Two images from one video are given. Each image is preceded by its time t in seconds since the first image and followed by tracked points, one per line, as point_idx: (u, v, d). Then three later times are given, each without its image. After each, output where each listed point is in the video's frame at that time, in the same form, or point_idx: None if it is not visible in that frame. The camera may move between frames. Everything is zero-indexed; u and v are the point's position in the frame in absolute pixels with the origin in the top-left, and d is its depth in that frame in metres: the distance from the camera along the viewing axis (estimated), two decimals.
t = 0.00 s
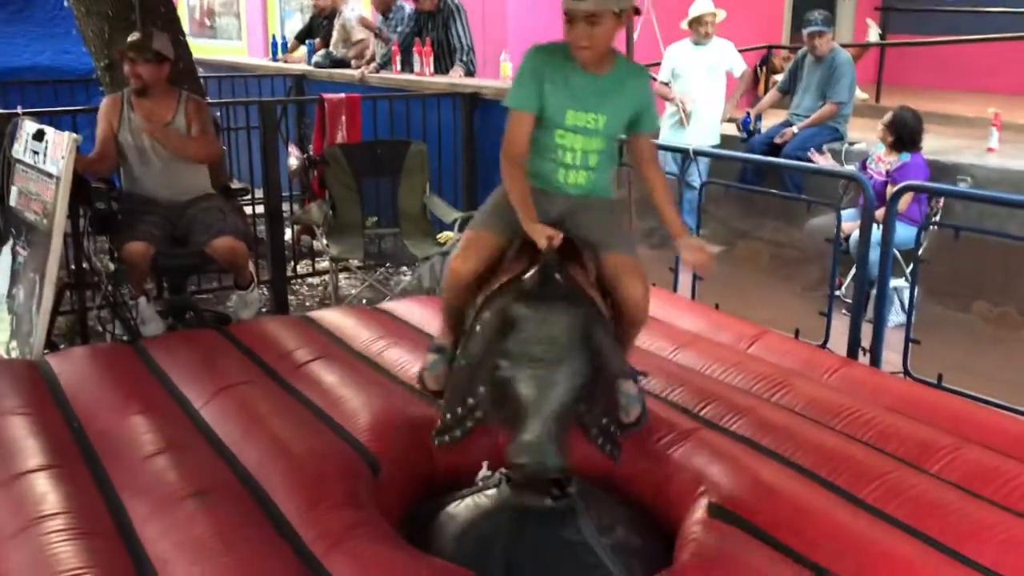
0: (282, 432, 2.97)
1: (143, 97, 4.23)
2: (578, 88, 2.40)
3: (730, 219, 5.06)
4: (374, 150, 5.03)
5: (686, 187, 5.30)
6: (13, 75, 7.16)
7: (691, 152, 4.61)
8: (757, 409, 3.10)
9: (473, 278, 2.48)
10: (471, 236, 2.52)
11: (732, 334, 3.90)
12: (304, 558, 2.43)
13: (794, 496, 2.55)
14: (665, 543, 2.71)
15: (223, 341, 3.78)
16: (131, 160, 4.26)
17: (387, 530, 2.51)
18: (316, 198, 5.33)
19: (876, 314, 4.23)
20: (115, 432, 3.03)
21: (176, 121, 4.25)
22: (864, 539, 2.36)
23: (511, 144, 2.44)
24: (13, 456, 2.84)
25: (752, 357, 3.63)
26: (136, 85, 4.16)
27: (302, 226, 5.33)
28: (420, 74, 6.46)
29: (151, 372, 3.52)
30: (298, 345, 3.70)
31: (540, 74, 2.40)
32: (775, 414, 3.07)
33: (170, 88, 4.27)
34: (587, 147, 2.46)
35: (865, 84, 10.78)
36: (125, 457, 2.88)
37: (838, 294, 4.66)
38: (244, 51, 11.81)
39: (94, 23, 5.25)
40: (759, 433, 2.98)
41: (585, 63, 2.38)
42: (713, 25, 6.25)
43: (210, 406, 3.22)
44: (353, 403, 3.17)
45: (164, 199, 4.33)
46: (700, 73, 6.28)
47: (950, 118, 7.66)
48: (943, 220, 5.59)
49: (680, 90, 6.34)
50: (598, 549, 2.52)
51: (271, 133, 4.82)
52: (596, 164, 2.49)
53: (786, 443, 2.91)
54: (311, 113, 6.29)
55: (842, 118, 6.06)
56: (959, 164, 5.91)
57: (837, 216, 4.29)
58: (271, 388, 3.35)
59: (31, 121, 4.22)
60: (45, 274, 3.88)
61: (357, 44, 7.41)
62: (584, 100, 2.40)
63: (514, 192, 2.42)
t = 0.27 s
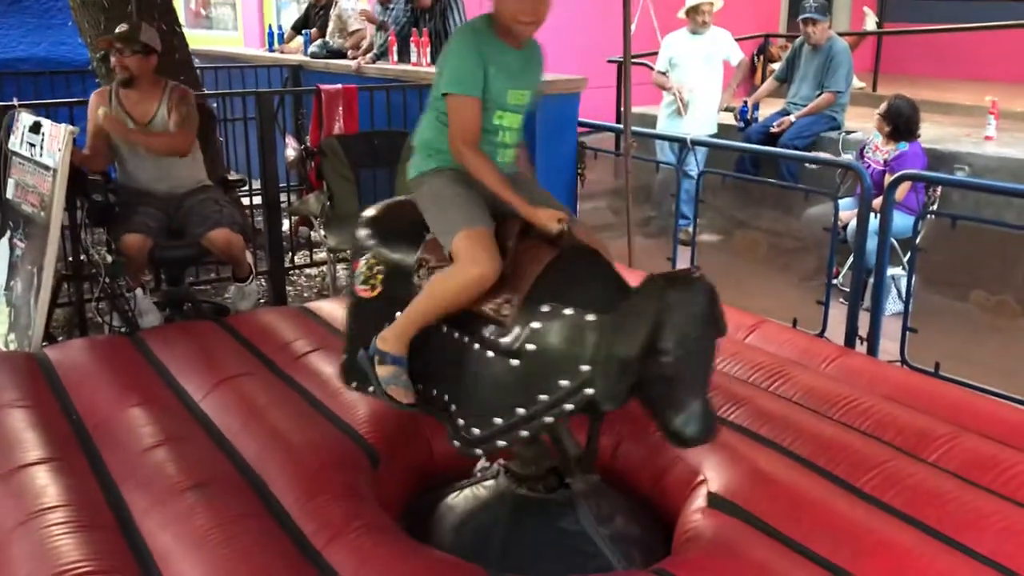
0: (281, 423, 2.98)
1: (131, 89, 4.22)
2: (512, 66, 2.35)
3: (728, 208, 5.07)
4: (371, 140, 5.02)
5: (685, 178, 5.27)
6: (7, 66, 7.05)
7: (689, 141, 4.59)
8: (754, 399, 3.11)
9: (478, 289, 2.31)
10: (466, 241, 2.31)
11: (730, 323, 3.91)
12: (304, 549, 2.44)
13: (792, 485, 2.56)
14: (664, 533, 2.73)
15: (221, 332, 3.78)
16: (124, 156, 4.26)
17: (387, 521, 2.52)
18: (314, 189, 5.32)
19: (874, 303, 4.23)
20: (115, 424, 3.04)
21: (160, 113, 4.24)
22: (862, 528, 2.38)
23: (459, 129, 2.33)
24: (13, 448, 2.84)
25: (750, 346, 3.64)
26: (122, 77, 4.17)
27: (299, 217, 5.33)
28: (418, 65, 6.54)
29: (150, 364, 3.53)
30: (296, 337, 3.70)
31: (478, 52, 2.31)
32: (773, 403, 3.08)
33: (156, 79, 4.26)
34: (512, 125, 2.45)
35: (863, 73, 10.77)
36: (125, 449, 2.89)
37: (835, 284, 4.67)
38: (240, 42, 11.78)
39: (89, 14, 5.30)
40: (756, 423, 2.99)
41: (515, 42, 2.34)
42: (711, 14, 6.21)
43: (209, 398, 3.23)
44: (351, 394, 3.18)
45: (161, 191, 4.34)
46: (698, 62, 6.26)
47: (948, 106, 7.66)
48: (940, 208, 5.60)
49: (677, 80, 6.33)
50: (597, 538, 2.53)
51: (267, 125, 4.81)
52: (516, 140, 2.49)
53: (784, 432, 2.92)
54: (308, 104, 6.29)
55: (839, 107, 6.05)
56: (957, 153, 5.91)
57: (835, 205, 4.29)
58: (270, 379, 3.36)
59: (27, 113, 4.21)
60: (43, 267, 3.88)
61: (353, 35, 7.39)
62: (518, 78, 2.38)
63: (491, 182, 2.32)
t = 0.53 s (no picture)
0: (284, 421, 2.97)
1: (126, 90, 4.23)
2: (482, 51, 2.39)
3: (730, 206, 5.06)
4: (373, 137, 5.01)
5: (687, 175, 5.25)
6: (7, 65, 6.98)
7: (692, 138, 4.58)
8: (758, 397, 3.10)
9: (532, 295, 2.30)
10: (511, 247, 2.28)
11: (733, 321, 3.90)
12: (306, 546, 2.44)
13: (795, 483, 2.55)
14: (667, 530, 2.72)
15: (224, 330, 3.77)
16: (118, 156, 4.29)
17: (389, 519, 2.51)
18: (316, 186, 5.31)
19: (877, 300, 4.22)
20: (117, 421, 3.04)
21: (151, 115, 4.24)
22: (866, 525, 2.37)
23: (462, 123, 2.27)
24: (15, 445, 2.84)
25: (753, 344, 3.63)
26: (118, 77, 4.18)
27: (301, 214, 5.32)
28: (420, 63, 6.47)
29: (152, 361, 3.52)
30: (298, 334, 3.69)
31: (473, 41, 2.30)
32: (776, 400, 3.07)
33: (151, 79, 4.26)
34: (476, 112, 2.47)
35: (866, 71, 10.76)
36: (126, 447, 2.89)
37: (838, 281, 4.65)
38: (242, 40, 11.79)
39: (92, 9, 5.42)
40: (760, 420, 2.98)
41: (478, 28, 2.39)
42: (713, 11, 6.22)
43: (211, 395, 3.22)
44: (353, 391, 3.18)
45: (162, 189, 4.33)
46: (700, 59, 6.25)
47: (951, 103, 7.64)
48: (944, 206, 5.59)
49: (679, 77, 6.31)
50: (600, 536, 2.53)
51: (270, 122, 4.80)
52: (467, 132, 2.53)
53: (787, 429, 2.91)
54: (310, 102, 6.29)
55: (843, 104, 6.05)
56: (960, 150, 5.90)
57: (838, 202, 4.27)
58: (272, 376, 3.35)
59: (29, 110, 4.21)
60: (45, 264, 3.87)
61: (355, 32, 7.38)
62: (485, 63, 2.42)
63: (507, 175, 2.30)
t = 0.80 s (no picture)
0: (288, 418, 2.97)
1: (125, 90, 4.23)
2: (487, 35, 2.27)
3: (735, 204, 5.05)
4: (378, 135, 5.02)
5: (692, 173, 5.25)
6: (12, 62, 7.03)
7: (697, 137, 4.58)
8: (762, 395, 3.10)
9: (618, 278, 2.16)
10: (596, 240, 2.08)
11: (738, 319, 3.90)
12: (310, 544, 2.43)
13: (800, 482, 2.55)
14: (671, 528, 2.72)
15: (228, 327, 3.78)
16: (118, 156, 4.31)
17: (394, 517, 2.51)
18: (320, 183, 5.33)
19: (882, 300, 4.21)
20: (121, 418, 3.04)
21: (149, 114, 4.23)
22: (871, 525, 2.37)
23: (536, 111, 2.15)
24: (20, 442, 2.85)
25: (758, 342, 3.62)
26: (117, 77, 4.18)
27: (306, 212, 5.33)
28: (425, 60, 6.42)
29: (156, 358, 3.52)
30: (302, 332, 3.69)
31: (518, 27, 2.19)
32: (780, 399, 3.07)
33: (150, 78, 4.26)
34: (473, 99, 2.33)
35: (871, 69, 10.74)
36: (130, 443, 2.89)
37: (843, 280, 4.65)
38: (247, 37, 11.82)
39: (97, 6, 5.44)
40: (764, 419, 2.98)
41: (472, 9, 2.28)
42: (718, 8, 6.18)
43: (215, 392, 3.22)
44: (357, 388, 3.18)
45: (164, 186, 4.34)
46: (706, 57, 6.23)
47: (957, 102, 7.63)
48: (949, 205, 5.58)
49: (684, 75, 6.30)
50: (603, 535, 2.53)
51: (275, 120, 4.80)
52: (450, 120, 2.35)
53: (792, 429, 2.90)
54: (315, 99, 6.29)
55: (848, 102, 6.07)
56: (965, 149, 5.89)
57: (843, 201, 4.26)
58: (276, 373, 3.36)
59: (34, 107, 4.21)
60: (50, 261, 3.88)
61: (359, 29, 7.36)
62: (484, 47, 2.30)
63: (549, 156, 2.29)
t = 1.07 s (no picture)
0: (292, 418, 2.97)
1: (126, 91, 4.24)
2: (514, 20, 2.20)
3: (739, 205, 5.05)
4: (382, 134, 5.02)
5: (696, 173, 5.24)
6: (14, 60, 7.05)
7: (701, 137, 4.58)
8: (765, 396, 3.09)
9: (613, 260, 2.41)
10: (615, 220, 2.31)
11: (741, 320, 3.90)
12: (313, 543, 2.44)
13: (804, 483, 2.55)
14: (674, 527, 2.72)
15: (232, 326, 3.78)
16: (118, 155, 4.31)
17: (397, 516, 2.52)
18: (324, 183, 5.34)
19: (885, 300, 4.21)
20: (125, 417, 3.04)
21: (151, 115, 4.24)
22: (874, 526, 2.37)
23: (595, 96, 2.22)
24: (25, 439, 2.85)
25: (762, 342, 3.62)
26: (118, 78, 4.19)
27: (310, 211, 5.34)
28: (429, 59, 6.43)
29: (160, 357, 3.53)
30: (306, 331, 3.70)
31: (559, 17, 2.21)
32: (784, 399, 3.07)
33: (151, 79, 4.27)
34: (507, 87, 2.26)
35: (875, 69, 10.73)
36: (134, 442, 2.89)
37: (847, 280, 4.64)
38: (251, 36, 11.86)
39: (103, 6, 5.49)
40: (767, 419, 2.98)
41: None
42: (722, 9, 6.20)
43: (219, 391, 3.23)
44: (361, 387, 3.18)
45: (169, 185, 4.38)
46: (709, 56, 6.23)
47: (962, 102, 7.61)
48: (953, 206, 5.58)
49: (688, 75, 6.30)
50: (607, 535, 2.53)
51: (279, 119, 4.81)
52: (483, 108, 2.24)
53: (795, 429, 2.90)
54: (319, 99, 6.30)
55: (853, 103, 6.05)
56: (969, 150, 5.88)
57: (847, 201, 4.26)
58: (280, 373, 3.36)
59: (39, 106, 4.22)
60: (55, 259, 3.89)
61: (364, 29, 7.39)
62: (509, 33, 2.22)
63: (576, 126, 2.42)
